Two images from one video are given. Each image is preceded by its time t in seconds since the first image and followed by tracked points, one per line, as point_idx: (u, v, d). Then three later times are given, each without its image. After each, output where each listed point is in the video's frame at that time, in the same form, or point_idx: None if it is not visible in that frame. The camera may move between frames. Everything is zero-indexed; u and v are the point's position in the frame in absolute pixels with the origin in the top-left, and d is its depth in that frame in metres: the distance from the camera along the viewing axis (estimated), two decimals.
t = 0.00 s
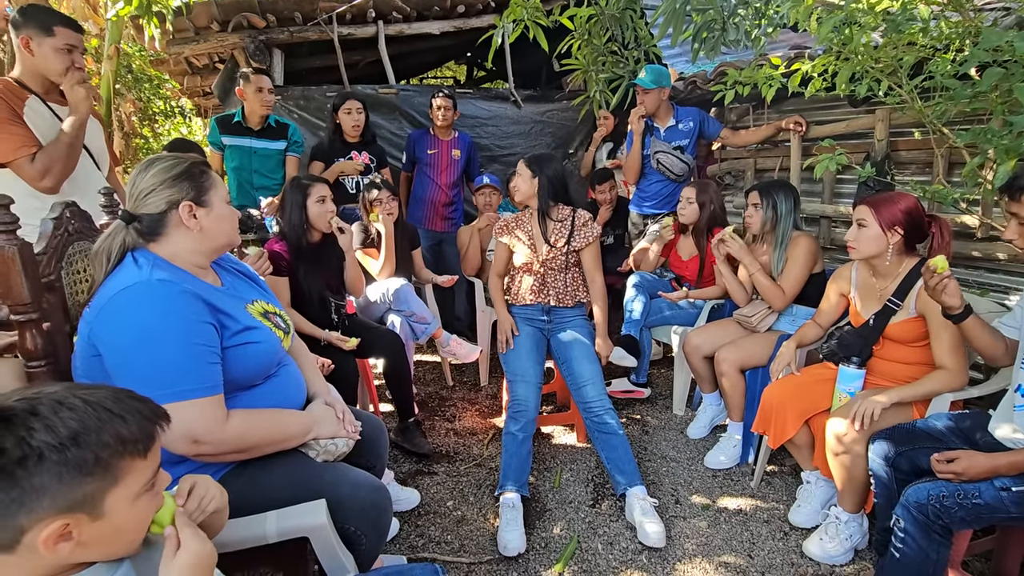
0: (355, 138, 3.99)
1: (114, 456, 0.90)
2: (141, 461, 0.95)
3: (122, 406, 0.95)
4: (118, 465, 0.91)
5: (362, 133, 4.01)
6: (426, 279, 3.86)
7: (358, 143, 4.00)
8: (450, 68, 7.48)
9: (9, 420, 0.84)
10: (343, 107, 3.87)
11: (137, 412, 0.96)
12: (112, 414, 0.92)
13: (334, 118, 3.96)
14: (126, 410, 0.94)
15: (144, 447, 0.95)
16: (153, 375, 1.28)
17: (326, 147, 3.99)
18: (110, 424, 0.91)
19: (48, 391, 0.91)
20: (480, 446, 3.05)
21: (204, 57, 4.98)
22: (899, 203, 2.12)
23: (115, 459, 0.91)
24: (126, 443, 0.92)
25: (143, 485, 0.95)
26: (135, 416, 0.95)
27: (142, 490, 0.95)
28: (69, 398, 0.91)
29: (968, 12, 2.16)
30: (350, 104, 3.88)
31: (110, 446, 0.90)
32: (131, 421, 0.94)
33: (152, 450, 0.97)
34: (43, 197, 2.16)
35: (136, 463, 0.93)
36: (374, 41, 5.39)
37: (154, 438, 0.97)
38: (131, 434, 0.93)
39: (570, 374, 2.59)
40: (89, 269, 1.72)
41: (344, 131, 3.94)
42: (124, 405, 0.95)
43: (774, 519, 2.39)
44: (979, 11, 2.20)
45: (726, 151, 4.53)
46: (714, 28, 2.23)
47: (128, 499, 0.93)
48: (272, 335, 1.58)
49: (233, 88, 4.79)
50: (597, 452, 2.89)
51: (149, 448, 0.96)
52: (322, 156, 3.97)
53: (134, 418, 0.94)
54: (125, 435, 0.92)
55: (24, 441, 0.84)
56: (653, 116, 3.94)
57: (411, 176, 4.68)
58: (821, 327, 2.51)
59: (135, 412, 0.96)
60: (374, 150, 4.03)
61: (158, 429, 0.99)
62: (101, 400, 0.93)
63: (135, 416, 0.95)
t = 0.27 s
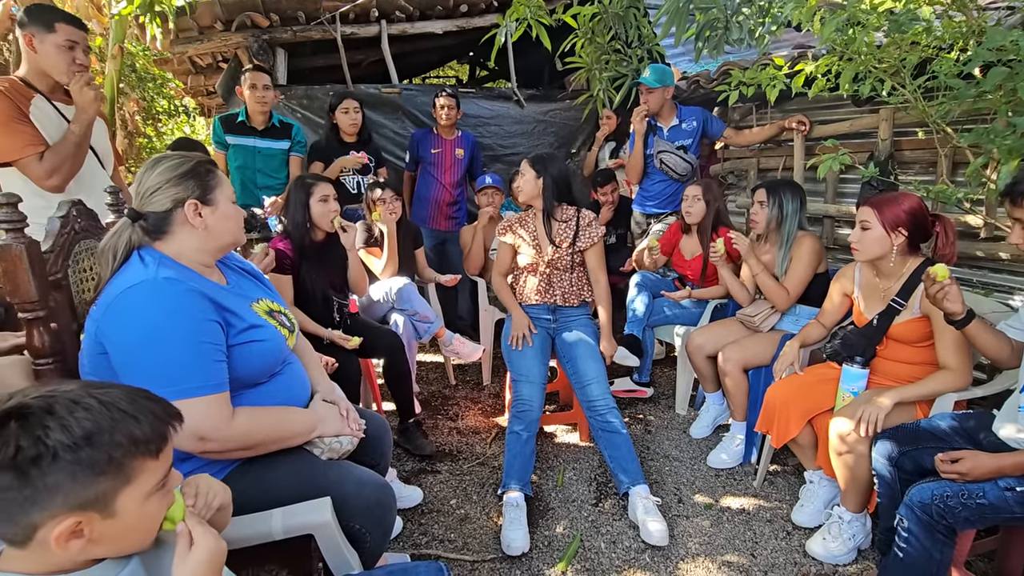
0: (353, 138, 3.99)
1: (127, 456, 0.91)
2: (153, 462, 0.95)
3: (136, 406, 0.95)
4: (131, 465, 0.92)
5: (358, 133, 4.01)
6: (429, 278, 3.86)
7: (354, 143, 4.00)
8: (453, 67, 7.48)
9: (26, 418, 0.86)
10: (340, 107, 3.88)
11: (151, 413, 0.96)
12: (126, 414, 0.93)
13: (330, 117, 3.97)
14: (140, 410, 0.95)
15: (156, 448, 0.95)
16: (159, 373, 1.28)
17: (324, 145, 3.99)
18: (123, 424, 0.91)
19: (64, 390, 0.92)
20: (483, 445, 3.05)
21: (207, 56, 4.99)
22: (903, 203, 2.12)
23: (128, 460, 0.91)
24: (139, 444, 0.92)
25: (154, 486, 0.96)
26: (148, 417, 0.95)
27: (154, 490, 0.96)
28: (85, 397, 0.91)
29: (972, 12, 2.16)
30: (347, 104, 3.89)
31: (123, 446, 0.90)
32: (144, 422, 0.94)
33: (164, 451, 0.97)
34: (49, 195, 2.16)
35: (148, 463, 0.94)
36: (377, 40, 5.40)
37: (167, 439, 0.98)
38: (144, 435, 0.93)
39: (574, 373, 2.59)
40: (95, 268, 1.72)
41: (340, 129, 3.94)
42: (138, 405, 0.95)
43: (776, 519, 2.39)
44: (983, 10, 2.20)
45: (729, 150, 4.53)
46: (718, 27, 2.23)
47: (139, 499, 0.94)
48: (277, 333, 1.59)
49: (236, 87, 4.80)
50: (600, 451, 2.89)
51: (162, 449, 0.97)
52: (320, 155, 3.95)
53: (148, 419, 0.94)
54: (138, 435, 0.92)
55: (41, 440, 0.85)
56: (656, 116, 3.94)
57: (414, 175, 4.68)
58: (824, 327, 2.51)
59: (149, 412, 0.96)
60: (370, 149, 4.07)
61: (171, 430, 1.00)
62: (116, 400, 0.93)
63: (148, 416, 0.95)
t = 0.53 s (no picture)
0: (350, 141, 3.95)
1: (140, 454, 0.92)
2: (164, 461, 0.96)
3: (151, 406, 0.96)
4: (143, 464, 0.93)
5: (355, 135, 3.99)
6: (432, 278, 3.87)
7: (352, 145, 3.98)
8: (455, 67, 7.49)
9: (45, 414, 0.87)
10: (338, 109, 3.85)
11: (165, 412, 0.97)
12: (141, 413, 0.94)
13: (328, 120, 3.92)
14: (154, 409, 0.96)
15: (168, 447, 0.96)
16: (167, 372, 1.30)
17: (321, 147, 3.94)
18: (136, 423, 0.92)
19: (82, 387, 0.93)
20: (485, 444, 3.06)
21: (210, 56, 5.00)
22: (904, 204, 2.13)
23: (141, 458, 0.92)
24: (152, 442, 0.93)
25: (165, 484, 0.97)
26: (163, 416, 0.96)
27: (164, 489, 0.97)
28: (103, 395, 0.93)
29: (974, 13, 2.17)
30: (346, 107, 3.85)
31: (136, 445, 0.91)
32: (157, 421, 0.95)
33: (175, 450, 0.98)
34: (55, 195, 2.18)
35: (159, 462, 0.95)
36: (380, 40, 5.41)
37: (179, 439, 0.99)
38: (157, 434, 0.94)
39: (576, 372, 2.60)
40: (103, 267, 1.74)
41: (339, 132, 3.91)
42: (154, 405, 0.96)
43: (778, 518, 2.39)
44: (985, 12, 2.21)
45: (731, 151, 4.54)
46: (721, 27, 2.24)
47: (150, 497, 0.95)
48: (282, 333, 1.60)
49: (238, 87, 4.81)
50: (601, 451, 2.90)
51: (173, 448, 0.98)
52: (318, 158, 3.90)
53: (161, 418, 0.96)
54: (151, 434, 0.93)
55: (58, 435, 0.87)
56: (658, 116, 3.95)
57: (417, 175, 4.70)
58: (826, 327, 2.52)
59: (164, 412, 0.97)
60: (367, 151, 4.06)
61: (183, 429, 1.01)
62: (131, 399, 0.95)
63: (162, 416, 0.96)
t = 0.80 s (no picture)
0: (348, 140, 3.95)
1: (140, 455, 0.92)
2: (164, 463, 0.97)
3: (151, 407, 0.97)
4: (143, 465, 0.93)
5: (353, 135, 3.98)
6: (432, 277, 3.88)
7: (349, 145, 3.95)
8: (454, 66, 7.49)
9: (45, 415, 0.88)
10: (335, 109, 3.84)
11: (164, 414, 0.97)
12: (141, 415, 0.94)
13: (327, 120, 3.92)
14: (154, 411, 0.96)
15: (168, 449, 0.97)
16: (169, 373, 1.30)
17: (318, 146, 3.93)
18: (137, 425, 0.93)
19: (83, 388, 0.94)
20: (485, 444, 3.07)
21: (210, 55, 5.00)
22: (903, 205, 2.13)
23: (141, 459, 0.93)
24: (152, 444, 0.94)
25: (165, 485, 0.97)
26: (163, 418, 0.97)
27: (164, 490, 0.97)
28: (103, 397, 0.93)
29: (974, 14, 2.17)
30: (343, 106, 3.84)
31: (137, 447, 0.92)
32: (158, 423, 0.96)
33: (175, 452, 0.99)
34: (56, 196, 2.19)
35: (159, 464, 0.95)
36: (380, 39, 5.41)
37: (179, 440, 0.99)
38: (158, 435, 0.95)
39: (576, 372, 2.60)
40: (104, 268, 1.74)
41: (336, 132, 3.89)
42: (154, 407, 0.97)
43: (777, 518, 2.40)
44: (985, 12, 2.21)
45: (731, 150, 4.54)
46: (721, 27, 2.24)
47: (151, 499, 0.95)
48: (283, 333, 1.60)
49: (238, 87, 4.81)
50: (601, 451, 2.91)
51: (173, 450, 0.98)
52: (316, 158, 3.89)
53: (161, 420, 0.96)
54: (152, 436, 0.94)
55: (58, 437, 0.87)
56: (658, 116, 3.95)
57: (416, 175, 4.70)
58: (825, 327, 2.53)
59: (163, 413, 0.97)
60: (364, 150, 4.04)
61: (183, 431, 1.01)
62: (132, 401, 0.95)
63: (162, 417, 0.97)
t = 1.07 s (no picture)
0: (343, 137, 3.93)
1: (127, 460, 0.90)
2: (152, 468, 0.94)
3: (139, 411, 0.95)
4: (130, 471, 0.91)
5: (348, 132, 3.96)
6: (428, 275, 3.85)
7: (344, 142, 3.94)
8: (451, 63, 7.45)
9: (29, 419, 0.86)
10: (329, 105, 3.83)
11: (153, 419, 0.95)
12: (129, 419, 0.92)
13: (321, 117, 3.91)
14: (142, 415, 0.94)
15: (156, 453, 0.94)
16: (159, 375, 1.27)
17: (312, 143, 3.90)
18: (125, 429, 0.91)
19: (69, 392, 0.92)
20: (481, 444, 3.05)
21: (204, 51, 4.96)
22: (903, 203, 2.11)
23: (129, 464, 0.90)
24: (140, 448, 0.91)
25: (153, 491, 0.95)
26: (152, 423, 0.95)
27: (152, 495, 0.95)
28: (89, 400, 0.91)
29: (974, 11, 2.15)
30: (337, 103, 3.84)
31: (124, 451, 0.90)
32: (146, 427, 0.93)
33: (164, 457, 0.97)
34: (46, 193, 2.15)
35: (147, 469, 0.93)
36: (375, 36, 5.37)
37: (167, 444, 0.97)
38: (146, 440, 0.92)
39: (574, 371, 2.58)
40: (93, 267, 1.71)
41: (331, 129, 3.87)
42: (141, 410, 0.95)
43: (775, 518, 2.39)
44: (985, 9, 2.19)
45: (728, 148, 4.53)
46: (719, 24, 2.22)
47: (138, 505, 0.93)
48: (276, 334, 1.58)
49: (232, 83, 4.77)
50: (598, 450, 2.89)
51: (162, 455, 0.96)
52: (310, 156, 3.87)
53: (150, 424, 0.94)
54: (140, 440, 0.92)
55: (42, 442, 0.85)
56: (655, 114, 3.93)
57: (412, 172, 4.67)
58: (823, 326, 2.52)
59: (152, 417, 0.95)
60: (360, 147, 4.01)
61: (172, 436, 0.99)
62: (119, 404, 0.93)
63: (151, 421, 0.94)
